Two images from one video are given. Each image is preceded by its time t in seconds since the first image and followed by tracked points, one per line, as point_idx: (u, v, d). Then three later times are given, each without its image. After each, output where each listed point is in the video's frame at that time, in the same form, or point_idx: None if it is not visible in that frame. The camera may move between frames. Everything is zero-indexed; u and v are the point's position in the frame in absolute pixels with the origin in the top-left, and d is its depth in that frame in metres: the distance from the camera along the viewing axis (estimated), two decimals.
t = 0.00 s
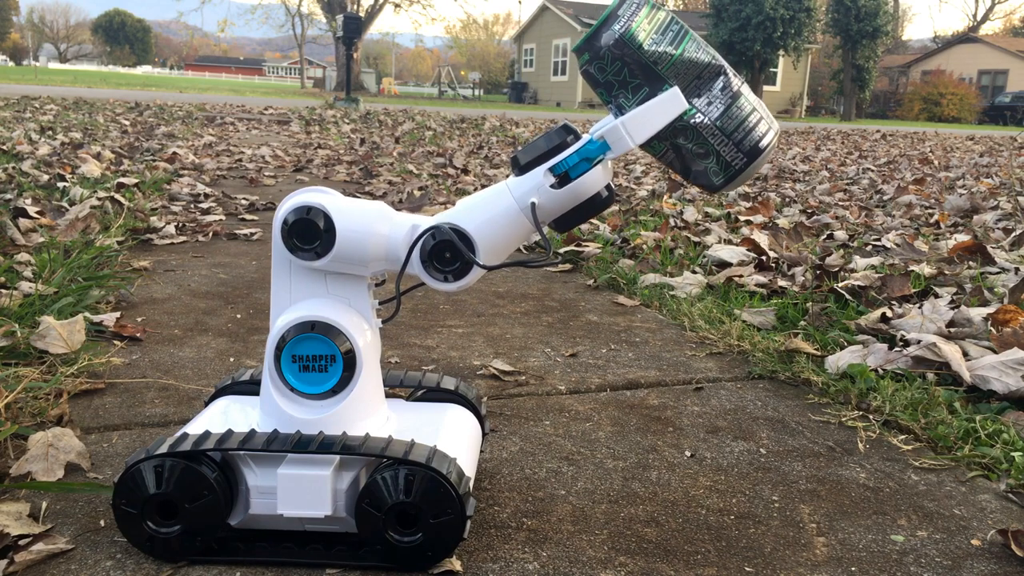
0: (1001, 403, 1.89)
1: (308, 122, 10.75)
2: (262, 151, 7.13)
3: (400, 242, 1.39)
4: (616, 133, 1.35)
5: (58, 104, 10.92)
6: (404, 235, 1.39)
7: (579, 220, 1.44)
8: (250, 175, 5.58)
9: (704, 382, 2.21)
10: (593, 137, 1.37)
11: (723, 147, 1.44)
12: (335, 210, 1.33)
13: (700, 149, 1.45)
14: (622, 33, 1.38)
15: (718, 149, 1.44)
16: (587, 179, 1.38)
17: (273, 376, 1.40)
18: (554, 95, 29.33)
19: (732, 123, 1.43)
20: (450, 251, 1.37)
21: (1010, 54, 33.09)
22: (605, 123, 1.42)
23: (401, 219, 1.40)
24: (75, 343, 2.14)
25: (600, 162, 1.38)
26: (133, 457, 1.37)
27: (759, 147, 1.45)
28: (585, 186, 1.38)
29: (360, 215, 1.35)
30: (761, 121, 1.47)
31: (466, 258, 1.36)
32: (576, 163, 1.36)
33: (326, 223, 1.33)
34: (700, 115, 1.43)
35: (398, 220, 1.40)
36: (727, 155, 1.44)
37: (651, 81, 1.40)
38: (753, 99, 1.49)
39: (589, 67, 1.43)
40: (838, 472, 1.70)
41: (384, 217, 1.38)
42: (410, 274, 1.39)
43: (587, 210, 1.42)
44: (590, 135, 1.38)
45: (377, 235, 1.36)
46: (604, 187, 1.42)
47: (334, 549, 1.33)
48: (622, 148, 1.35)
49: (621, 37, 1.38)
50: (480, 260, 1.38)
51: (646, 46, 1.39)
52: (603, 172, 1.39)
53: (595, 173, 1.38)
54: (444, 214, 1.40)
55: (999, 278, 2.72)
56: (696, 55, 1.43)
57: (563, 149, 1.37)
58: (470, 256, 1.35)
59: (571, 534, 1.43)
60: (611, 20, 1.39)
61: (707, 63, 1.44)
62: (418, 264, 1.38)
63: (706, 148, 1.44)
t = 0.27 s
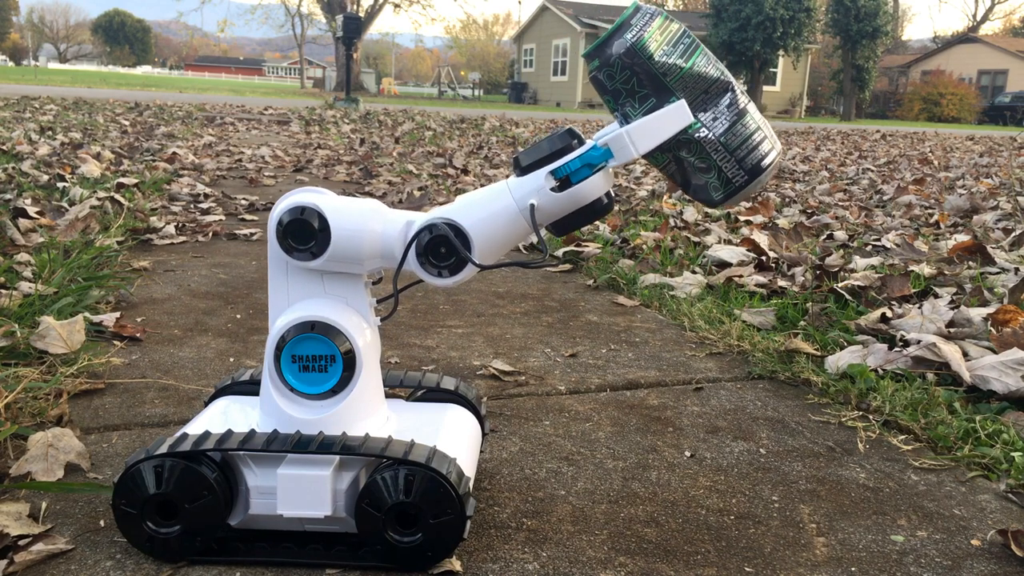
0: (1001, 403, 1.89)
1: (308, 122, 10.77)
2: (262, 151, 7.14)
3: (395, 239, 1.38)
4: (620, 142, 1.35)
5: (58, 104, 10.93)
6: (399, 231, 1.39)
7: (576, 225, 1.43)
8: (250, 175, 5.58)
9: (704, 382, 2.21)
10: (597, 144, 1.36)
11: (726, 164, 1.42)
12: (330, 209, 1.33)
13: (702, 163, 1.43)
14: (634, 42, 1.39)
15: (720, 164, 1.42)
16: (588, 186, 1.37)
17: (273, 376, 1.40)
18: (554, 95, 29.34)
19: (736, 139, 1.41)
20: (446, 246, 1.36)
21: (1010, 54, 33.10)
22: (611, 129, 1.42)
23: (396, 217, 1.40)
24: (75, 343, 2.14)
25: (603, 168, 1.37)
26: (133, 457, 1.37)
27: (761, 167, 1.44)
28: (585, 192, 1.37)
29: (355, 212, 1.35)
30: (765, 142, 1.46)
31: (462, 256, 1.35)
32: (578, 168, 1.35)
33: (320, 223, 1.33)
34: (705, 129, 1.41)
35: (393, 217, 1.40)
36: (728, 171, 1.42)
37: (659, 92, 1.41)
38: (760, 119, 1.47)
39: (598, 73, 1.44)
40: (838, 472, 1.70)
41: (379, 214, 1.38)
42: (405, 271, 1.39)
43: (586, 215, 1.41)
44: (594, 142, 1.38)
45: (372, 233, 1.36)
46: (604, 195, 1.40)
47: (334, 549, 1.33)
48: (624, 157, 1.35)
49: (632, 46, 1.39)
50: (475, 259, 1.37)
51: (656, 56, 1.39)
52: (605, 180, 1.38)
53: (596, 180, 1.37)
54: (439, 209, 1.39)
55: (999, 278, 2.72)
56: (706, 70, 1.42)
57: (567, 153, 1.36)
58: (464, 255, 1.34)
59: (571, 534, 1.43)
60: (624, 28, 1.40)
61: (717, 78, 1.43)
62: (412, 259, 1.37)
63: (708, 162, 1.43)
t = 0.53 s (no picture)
0: (1001, 403, 1.89)
1: (308, 121, 10.78)
2: (262, 151, 7.14)
3: (390, 237, 1.38)
4: (625, 153, 1.35)
5: (58, 104, 10.95)
6: (394, 229, 1.39)
7: (571, 232, 1.43)
8: (250, 175, 5.59)
9: (704, 382, 2.21)
10: (600, 153, 1.36)
11: (727, 182, 1.43)
12: (326, 209, 1.34)
13: (703, 180, 1.44)
14: (645, 53, 1.38)
15: (721, 181, 1.43)
16: (588, 193, 1.37)
17: (273, 376, 1.40)
18: (554, 95, 29.35)
19: (738, 157, 1.43)
20: (442, 242, 1.35)
21: (1010, 54, 33.13)
22: (613, 140, 1.41)
23: (392, 215, 1.40)
24: (75, 343, 2.14)
25: (605, 177, 1.37)
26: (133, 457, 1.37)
27: (760, 188, 1.45)
28: (585, 199, 1.37)
29: (350, 211, 1.35)
30: (767, 162, 1.47)
31: (458, 254, 1.34)
32: (580, 175, 1.36)
33: (316, 222, 1.33)
34: (709, 145, 1.42)
35: (388, 215, 1.40)
36: (729, 189, 1.43)
37: (668, 106, 1.39)
38: (763, 140, 1.49)
39: (606, 83, 1.42)
40: (837, 472, 1.70)
41: (374, 213, 1.38)
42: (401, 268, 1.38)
43: (585, 220, 1.40)
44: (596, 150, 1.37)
45: (367, 231, 1.36)
46: (603, 204, 1.41)
47: (334, 549, 1.33)
48: (627, 167, 1.35)
49: (643, 57, 1.38)
50: (470, 258, 1.36)
51: (666, 69, 1.38)
52: (605, 188, 1.39)
53: (596, 188, 1.37)
54: (434, 205, 1.39)
55: (999, 278, 2.72)
56: (714, 87, 1.43)
57: (570, 157, 1.36)
58: (461, 253, 1.34)
59: (571, 534, 1.43)
60: (636, 39, 1.39)
61: (724, 96, 1.44)
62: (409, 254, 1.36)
63: (710, 179, 1.43)
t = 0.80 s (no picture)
0: (1001, 403, 1.89)
1: (308, 122, 10.79)
2: (262, 151, 7.14)
3: (385, 235, 1.38)
4: (627, 164, 1.33)
5: (58, 104, 10.95)
6: (389, 227, 1.38)
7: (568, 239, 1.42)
8: (250, 176, 5.59)
9: (704, 382, 2.21)
10: (603, 162, 1.36)
11: (726, 201, 1.44)
12: (322, 209, 1.33)
13: (703, 197, 1.45)
14: (655, 67, 1.39)
15: (721, 200, 1.44)
16: (588, 201, 1.36)
17: (273, 376, 1.40)
18: (554, 95, 29.35)
19: (740, 178, 1.44)
20: (439, 238, 1.35)
21: (1010, 54, 33.14)
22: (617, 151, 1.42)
23: (386, 212, 1.40)
24: (75, 344, 2.14)
25: (605, 187, 1.37)
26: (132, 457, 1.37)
27: (759, 210, 1.46)
28: (585, 207, 1.36)
29: (345, 210, 1.35)
30: (768, 185, 1.48)
31: (453, 251, 1.34)
32: (581, 182, 1.35)
33: (311, 222, 1.33)
34: (711, 164, 1.43)
35: (382, 212, 1.40)
36: (727, 208, 1.44)
37: (673, 121, 1.40)
38: (766, 162, 1.49)
39: (615, 93, 1.44)
40: (837, 472, 1.70)
41: (369, 211, 1.38)
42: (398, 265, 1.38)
43: (583, 227, 1.40)
44: (599, 159, 1.37)
45: (363, 229, 1.36)
46: (602, 213, 1.40)
47: (333, 549, 1.33)
48: (628, 178, 1.34)
49: (653, 71, 1.38)
50: (466, 255, 1.36)
51: (675, 85, 1.39)
52: (606, 198, 1.38)
53: (597, 197, 1.36)
54: (430, 202, 1.38)
55: (999, 278, 2.72)
56: (720, 106, 1.43)
57: (572, 164, 1.35)
58: (455, 250, 1.33)
59: (571, 534, 1.43)
60: (648, 52, 1.40)
61: (730, 115, 1.44)
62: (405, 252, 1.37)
63: (710, 197, 1.44)
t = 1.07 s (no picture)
0: (1001, 404, 1.89)
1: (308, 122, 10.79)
2: (262, 151, 7.14)
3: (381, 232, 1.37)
4: (628, 175, 1.34)
5: (58, 104, 10.95)
6: (385, 224, 1.38)
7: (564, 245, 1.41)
8: (250, 175, 5.59)
9: (704, 382, 2.21)
10: (604, 171, 1.36)
11: (723, 219, 1.43)
12: (317, 209, 1.33)
13: (701, 214, 1.44)
14: (663, 81, 1.38)
15: (718, 219, 1.43)
16: (587, 209, 1.35)
17: (273, 376, 1.40)
18: (554, 95, 29.36)
19: (738, 198, 1.43)
20: (435, 233, 1.34)
21: (1009, 54, 33.15)
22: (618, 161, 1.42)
23: (381, 210, 1.39)
24: (75, 344, 2.14)
25: (605, 196, 1.36)
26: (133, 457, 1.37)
27: (755, 230, 1.46)
28: (583, 215, 1.35)
29: (340, 208, 1.35)
30: (765, 207, 1.48)
31: (448, 247, 1.33)
32: (581, 190, 1.35)
33: (306, 223, 1.33)
34: (711, 181, 1.41)
35: (377, 210, 1.39)
36: (724, 227, 1.44)
37: (677, 136, 1.39)
38: (765, 183, 1.49)
39: (621, 103, 1.43)
40: (837, 472, 1.70)
41: (364, 210, 1.38)
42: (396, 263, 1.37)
43: (579, 235, 1.39)
44: (601, 168, 1.37)
45: (358, 228, 1.35)
46: (601, 223, 1.39)
47: (334, 549, 1.33)
48: (629, 189, 1.34)
49: (661, 85, 1.38)
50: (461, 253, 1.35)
51: (681, 100, 1.38)
52: (605, 208, 1.38)
53: (596, 204, 1.36)
54: (425, 197, 1.37)
55: (999, 278, 2.72)
56: (726, 125, 1.42)
57: (574, 170, 1.35)
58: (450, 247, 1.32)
59: (571, 534, 1.43)
60: (657, 64, 1.40)
61: (734, 134, 1.43)
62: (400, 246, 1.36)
63: (707, 215, 1.44)
